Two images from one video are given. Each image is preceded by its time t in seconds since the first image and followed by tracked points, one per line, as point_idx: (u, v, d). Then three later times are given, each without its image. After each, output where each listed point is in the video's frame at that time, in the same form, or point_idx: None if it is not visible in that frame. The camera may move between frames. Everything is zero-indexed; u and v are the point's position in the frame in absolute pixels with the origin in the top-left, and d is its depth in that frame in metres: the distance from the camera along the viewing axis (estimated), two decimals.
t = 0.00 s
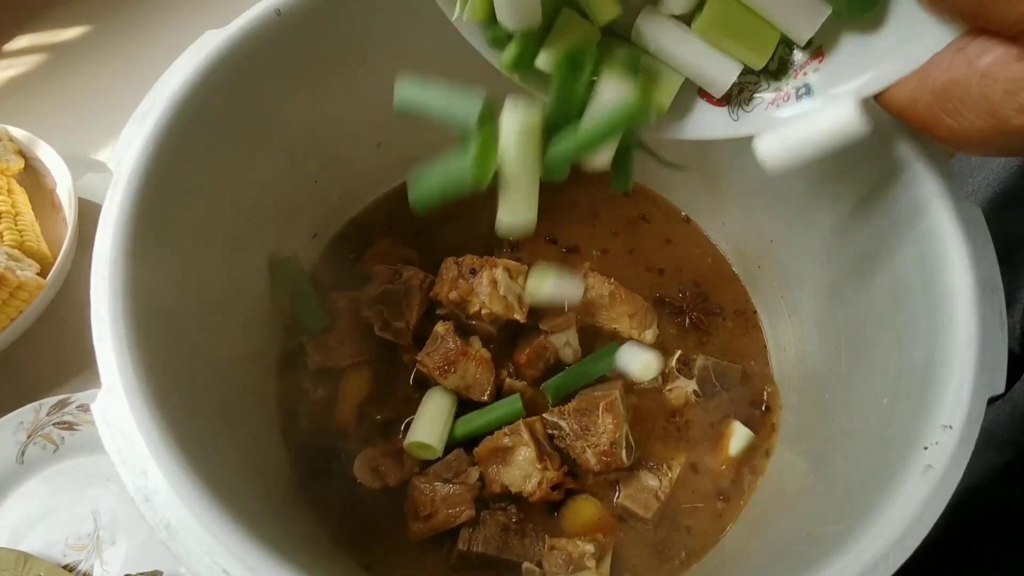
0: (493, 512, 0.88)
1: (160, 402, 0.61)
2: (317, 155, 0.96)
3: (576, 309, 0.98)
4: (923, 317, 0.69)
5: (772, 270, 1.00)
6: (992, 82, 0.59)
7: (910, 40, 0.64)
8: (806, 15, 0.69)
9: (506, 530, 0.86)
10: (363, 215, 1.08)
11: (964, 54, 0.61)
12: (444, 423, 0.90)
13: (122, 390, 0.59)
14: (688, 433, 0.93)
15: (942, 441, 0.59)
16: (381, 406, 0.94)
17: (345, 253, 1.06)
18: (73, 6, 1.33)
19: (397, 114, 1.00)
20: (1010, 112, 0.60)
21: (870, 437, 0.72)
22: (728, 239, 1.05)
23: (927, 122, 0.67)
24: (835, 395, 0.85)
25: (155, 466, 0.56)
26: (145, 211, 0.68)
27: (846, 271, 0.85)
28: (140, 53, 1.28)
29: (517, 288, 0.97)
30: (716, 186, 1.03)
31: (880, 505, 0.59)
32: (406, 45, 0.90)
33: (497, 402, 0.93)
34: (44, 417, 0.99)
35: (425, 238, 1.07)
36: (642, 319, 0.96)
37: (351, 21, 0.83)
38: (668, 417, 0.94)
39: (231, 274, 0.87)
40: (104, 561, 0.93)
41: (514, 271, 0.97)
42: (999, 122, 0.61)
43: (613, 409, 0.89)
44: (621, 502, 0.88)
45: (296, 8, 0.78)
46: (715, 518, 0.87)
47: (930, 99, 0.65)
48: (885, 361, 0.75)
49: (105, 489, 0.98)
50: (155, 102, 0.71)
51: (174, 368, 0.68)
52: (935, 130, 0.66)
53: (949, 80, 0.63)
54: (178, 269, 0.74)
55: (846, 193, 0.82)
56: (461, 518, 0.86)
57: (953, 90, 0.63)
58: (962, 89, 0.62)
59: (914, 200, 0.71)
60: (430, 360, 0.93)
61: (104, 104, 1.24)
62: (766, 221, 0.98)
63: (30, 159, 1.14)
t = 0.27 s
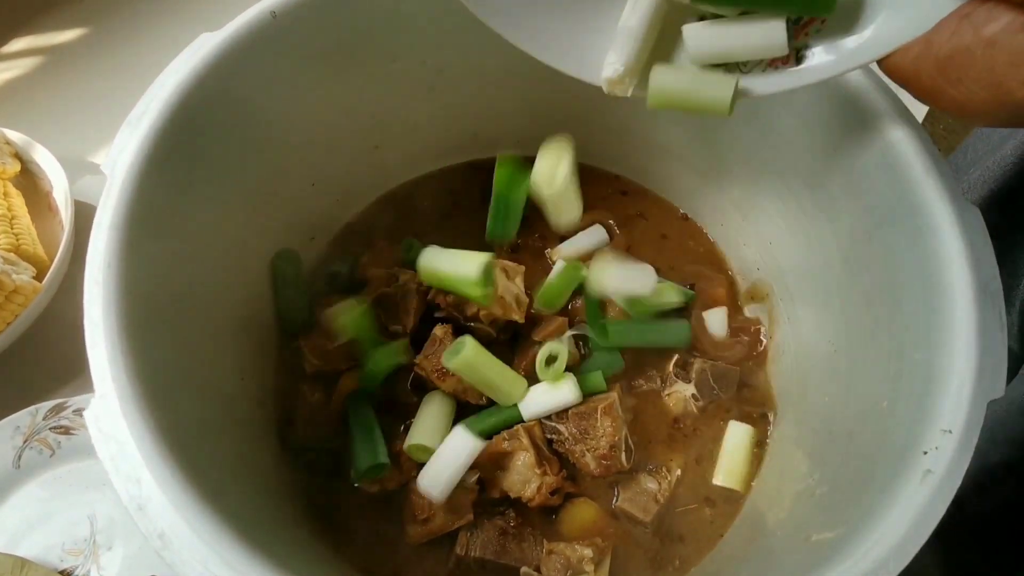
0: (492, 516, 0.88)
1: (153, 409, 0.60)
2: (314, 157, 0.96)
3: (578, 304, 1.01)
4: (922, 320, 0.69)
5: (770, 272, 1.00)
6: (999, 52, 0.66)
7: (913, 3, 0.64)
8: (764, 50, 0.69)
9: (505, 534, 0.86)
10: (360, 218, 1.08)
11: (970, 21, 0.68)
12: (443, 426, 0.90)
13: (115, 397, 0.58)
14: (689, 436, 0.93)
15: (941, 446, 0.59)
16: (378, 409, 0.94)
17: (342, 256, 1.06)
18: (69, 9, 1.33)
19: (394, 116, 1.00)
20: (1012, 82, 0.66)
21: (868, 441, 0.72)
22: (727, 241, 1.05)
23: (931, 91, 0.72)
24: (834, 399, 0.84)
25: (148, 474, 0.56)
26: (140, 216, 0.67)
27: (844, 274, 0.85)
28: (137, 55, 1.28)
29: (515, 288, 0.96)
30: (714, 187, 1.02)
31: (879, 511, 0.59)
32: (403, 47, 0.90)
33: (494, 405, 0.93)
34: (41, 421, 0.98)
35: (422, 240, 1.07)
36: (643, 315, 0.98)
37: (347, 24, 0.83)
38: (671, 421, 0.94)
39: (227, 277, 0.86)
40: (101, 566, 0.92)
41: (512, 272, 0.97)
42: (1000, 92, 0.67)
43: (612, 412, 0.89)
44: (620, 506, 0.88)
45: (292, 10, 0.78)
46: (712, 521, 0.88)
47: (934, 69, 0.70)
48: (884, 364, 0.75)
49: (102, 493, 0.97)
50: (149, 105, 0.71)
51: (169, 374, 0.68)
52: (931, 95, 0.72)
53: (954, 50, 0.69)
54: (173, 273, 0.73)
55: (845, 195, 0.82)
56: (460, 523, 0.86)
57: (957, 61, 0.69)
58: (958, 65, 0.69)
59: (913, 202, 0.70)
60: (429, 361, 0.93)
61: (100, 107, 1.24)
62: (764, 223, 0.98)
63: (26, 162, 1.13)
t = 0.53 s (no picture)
0: (490, 520, 0.88)
1: (150, 416, 0.60)
2: (312, 161, 0.96)
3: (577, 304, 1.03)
4: (919, 324, 0.68)
5: (768, 276, 1.00)
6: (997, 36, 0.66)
7: None
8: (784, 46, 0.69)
9: (503, 538, 0.86)
10: (358, 221, 1.08)
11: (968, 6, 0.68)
12: (440, 429, 0.89)
13: (112, 404, 0.58)
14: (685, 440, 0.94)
15: (938, 452, 0.59)
16: (376, 413, 0.94)
17: (340, 260, 1.06)
18: (67, 12, 1.33)
19: (391, 119, 1.00)
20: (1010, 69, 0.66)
21: (866, 446, 0.72)
22: (724, 243, 1.05)
23: (927, 79, 0.71)
24: (831, 403, 0.84)
25: (145, 482, 0.56)
26: (136, 221, 0.67)
27: (842, 277, 0.85)
28: (135, 59, 1.28)
29: (512, 297, 0.96)
30: (711, 190, 1.02)
31: (877, 517, 0.59)
32: (400, 51, 0.90)
33: (492, 410, 0.93)
34: (39, 426, 0.98)
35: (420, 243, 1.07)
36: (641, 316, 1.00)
37: (344, 28, 0.83)
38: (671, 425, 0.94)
39: (224, 282, 0.86)
40: (99, 570, 0.92)
41: (510, 279, 0.98)
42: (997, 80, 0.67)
43: (609, 417, 0.90)
44: (619, 510, 0.88)
45: (288, 15, 0.77)
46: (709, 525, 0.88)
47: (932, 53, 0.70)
48: (881, 368, 0.75)
49: (100, 498, 0.97)
50: (146, 111, 0.71)
51: (165, 380, 0.68)
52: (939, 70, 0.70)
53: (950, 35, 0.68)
54: (170, 279, 0.73)
55: (843, 198, 0.81)
56: (457, 526, 0.86)
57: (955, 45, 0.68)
58: (962, 46, 0.68)
59: (910, 205, 0.70)
60: (427, 364, 0.94)
61: (98, 110, 1.24)
62: (762, 226, 0.98)
63: (24, 165, 1.13)
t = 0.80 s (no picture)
0: (491, 522, 0.88)
1: (151, 420, 0.60)
2: (312, 162, 0.96)
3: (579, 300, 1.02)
4: (922, 326, 0.68)
5: (770, 277, 1.00)
6: None
7: None
8: None
9: (504, 541, 0.86)
10: (358, 223, 1.08)
11: None
12: (440, 431, 0.89)
13: (112, 408, 0.58)
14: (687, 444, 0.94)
15: (941, 455, 0.59)
16: (377, 415, 0.94)
17: (340, 262, 1.06)
18: (67, 14, 1.33)
19: (392, 121, 1.00)
20: None
21: (868, 449, 0.71)
22: (726, 245, 1.05)
23: None
24: (834, 405, 0.84)
25: (146, 485, 0.55)
26: (136, 225, 0.67)
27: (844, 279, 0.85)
28: (135, 61, 1.28)
29: (512, 297, 0.97)
30: (712, 191, 1.02)
31: (880, 521, 0.58)
32: (400, 52, 0.90)
33: (492, 411, 0.93)
34: (39, 428, 0.98)
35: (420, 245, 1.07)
36: (642, 313, 1.00)
37: (344, 30, 0.83)
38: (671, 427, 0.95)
39: (224, 284, 0.86)
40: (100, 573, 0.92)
41: (510, 280, 0.98)
42: None
43: (610, 418, 0.89)
44: (620, 512, 0.88)
45: (288, 17, 0.77)
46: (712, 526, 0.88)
47: None
48: (884, 370, 0.75)
49: (100, 500, 0.97)
50: (145, 114, 0.70)
51: (165, 383, 0.68)
52: None
53: None
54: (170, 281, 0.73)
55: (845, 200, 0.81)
56: (458, 529, 0.86)
57: None
58: None
59: (913, 207, 0.70)
60: (428, 365, 0.94)
61: (98, 112, 1.24)
62: (765, 227, 0.98)
63: (24, 167, 1.13)
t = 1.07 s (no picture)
0: (490, 520, 0.88)
1: (150, 418, 0.60)
2: (311, 162, 0.96)
3: (578, 299, 1.03)
4: (920, 324, 0.68)
5: (769, 275, 1.00)
6: None
7: None
8: None
9: (503, 538, 0.87)
10: (358, 222, 1.09)
11: None
12: (440, 429, 0.89)
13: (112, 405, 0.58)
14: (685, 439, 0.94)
15: (937, 451, 0.59)
16: (376, 413, 0.94)
17: (340, 260, 1.06)
18: (67, 15, 1.33)
19: (391, 121, 1.00)
20: None
21: (866, 446, 0.72)
22: (725, 243, 1.06)
23: None
24: (832, 402, 0.84)
25: (145, 482, 0.56)
26: (136, 223, 0.67)
27: (843, 276, 0.85)
28: (135, 60, 1.28)
29: (512, 295, 0.96)
30: (711, 189, 1.03)
31: (876, 517, 0.59)
32: (399, 51, 0.90)
33: (491, 410, 0.93)
34: (39, 427, 0.98)
35: (419, 244, 1.07)
36: (642, 312, 1.00)
37: (343, 29, 0.83)
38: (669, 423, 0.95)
39: (224, 282, 0.86)
40: (100, 571, 0.92)
41: (509, 279, 0.98)
42: None
43: (609, 416, 0.89)
44: (618, 510, 0.88)
45: (287, 16, 0.78)
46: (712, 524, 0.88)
47: None
48: (881, 367, 0.75)
49: (100, 498, 0.97)
50: (144, 111, 0.71)
51: (163, 380, 0.68)
52: None
53: None
54: (169, 280, 0.73)
55: (843, 198, 0.82)
56: (458, 526, 0.86)
57: None
58: None
59: (910, 204, 0.70)
60: (426, 364, 0.94)
61: (98, 112, 1.24)
62: (763, 225, 0.98)
63: (24, 166, 1.13)
